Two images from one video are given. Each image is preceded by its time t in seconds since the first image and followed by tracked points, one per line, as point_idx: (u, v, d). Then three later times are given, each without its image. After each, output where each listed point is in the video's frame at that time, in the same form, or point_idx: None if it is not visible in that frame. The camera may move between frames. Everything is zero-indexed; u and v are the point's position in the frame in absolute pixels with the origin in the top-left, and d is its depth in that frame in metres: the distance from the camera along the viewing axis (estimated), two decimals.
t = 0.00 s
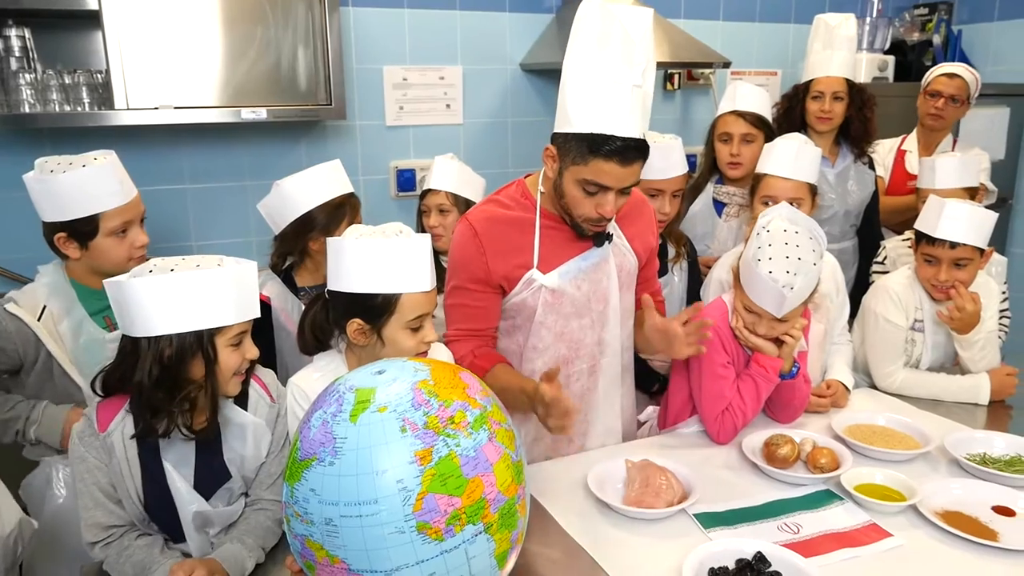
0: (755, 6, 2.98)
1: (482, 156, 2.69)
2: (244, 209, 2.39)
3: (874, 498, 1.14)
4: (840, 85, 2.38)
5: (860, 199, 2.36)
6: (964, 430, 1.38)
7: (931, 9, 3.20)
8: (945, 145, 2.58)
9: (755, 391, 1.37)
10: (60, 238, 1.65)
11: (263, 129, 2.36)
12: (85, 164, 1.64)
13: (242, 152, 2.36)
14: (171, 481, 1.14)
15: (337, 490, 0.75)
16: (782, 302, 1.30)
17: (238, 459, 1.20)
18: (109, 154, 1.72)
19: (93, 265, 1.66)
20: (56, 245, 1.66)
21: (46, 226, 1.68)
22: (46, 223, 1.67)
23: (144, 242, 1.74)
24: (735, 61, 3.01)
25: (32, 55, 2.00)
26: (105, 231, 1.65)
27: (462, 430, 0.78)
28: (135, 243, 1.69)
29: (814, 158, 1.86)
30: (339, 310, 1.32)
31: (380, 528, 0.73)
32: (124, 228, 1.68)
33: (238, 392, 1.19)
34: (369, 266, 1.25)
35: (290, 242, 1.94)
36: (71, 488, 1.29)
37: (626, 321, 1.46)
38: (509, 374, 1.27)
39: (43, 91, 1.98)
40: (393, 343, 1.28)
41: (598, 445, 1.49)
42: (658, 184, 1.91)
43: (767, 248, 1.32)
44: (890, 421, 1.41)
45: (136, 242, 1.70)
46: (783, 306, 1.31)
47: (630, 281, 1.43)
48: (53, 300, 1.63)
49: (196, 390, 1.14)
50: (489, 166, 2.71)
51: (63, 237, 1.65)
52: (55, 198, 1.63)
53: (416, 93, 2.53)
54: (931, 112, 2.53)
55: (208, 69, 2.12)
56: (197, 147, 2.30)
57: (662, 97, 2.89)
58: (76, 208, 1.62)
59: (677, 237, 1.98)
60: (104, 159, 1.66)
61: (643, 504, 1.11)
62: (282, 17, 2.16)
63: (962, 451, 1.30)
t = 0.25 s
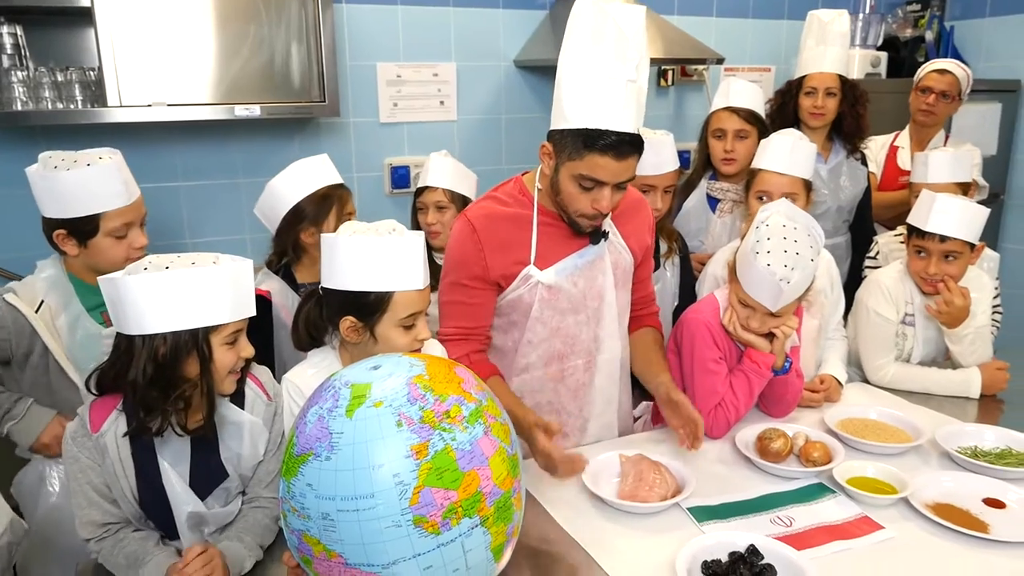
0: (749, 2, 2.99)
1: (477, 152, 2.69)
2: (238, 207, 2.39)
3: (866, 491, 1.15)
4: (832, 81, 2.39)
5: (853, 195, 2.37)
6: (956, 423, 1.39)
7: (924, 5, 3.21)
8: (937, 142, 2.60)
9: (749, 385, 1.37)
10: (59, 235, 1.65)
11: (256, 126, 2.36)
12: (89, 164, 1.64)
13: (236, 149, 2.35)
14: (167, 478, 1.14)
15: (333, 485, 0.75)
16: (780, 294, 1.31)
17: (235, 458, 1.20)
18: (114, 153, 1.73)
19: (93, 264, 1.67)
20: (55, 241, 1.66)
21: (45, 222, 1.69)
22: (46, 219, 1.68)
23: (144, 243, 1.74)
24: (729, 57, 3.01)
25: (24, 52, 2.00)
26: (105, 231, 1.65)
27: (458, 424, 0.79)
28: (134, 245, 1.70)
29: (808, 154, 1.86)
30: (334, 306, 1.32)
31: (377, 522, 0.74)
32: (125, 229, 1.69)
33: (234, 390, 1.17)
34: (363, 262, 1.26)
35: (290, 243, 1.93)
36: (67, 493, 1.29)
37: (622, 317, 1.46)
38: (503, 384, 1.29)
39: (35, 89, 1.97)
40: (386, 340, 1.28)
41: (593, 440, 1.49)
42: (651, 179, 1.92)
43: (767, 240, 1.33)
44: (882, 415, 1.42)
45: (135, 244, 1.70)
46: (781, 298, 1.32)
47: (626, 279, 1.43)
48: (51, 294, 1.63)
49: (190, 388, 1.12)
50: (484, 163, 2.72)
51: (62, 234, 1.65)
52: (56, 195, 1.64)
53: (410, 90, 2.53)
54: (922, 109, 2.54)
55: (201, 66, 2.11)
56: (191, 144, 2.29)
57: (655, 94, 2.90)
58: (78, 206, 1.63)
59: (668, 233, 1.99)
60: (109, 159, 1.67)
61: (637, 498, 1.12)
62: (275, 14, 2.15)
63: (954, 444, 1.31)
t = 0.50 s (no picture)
0: None
1: (469, 150, 2.69)
2: (230, 204, 2.39)
3: (855, 485, 1.16)
4: (822, 79, 2.41)
5: (843, 192, 2.38)
6: (944, 418, 1.40)
7: (914, 4, 3.23)
8: (927, 139, 2.60)
9: (737, 381, 1.39)
10: (63, 231, 1.64)
11: (248, 122, 2.35)
12: (102, 164, 1.64)
13: (227, 146, 2.35)
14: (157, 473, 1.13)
15: (324, 481, 0.75)
16: (773, 288, 1.33)
17: (225, 455, 1.18)
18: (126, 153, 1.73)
19: (92, 263, 1.66)
20: (57, 236, 1.65)
21: (49, 215, 1.68)
22: (50, 213, 1.67)
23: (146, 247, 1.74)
24: (720, 55, 3.02)
25: (13, 47, 1.98)
26: (111, 232, 1.66)
27: (448, 419, 0.79)
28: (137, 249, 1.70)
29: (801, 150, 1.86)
30: (324, 303, 1.32)
31: (368, 517, 0.74)
32: (131, 232, 1.69)
33: (224, 386, 1.18)
34: (352, 258, 1.26)
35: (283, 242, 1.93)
36: (58, 489, 1.29)
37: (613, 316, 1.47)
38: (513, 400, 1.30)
39: (25, 84, 1.96)
40: (375, 337, 1.29)
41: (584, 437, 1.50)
42: (642, 176, 1.92)
43: (763, 235, 1.34)
44: (870, 410, 1.43)
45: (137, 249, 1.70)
46: (773, 292, 1.33)
47: (616, 279, 1.44)
48: (45, 288, 1.63)
49: (181, 385, 1.13)
50: (476, 160, 2.72)
51: (67, 230, 1.64)
52: (64, 190, 1.63)
53: (402, 87, 2.53)
54: (913, 106, 2.56)
55: (192, 62, 2.10)
56: (182, 141, 2.29)
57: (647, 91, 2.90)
58: (87, 205, 1.63)
59: (658, 229, 1.99)
60: (122, 160, 1.67)
61: (628, 493, 1.12)
62: (266, 10, 2.15)
63: (941, 438, 1.33)
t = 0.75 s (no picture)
0: None
1: (455, 147, 2.69)
2: (214, 202, 2.37)
3: (836, 479, 1.17)
4: (805, 77, 2.42)
5: (825, 189, 2.41)
6: (924, 413, 1.42)
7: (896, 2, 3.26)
8: (910, 137, 2.62)
9: (721, 377, 1.39)
10: (59, 229, 1.62)
11: (232, 119, 2.34)
12: (109, 166, 1.64)
13: (211, 143, 2.33)
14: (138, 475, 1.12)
15: (304, 477, 0.76)
16: (756, 285, 1.34)
17: (205, 454, 1.17)
18: (126, 157, 1.73)
19: (82, 263, 1.66)
20: (52, 233, 1.63)
21: (44, 209, 1.65)
22: (45, 207, 1.64)
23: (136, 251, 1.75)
24: (705, 53, 3.04)
25: None
26: (109, 235, 1.66)
27: (428, 415, 0.79)
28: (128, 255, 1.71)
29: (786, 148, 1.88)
30: (307, 302, 1.32)
31: (348, 513, 0.74)
32: (126, 236, 1.70)
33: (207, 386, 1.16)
34: (335, 258, 1.26)
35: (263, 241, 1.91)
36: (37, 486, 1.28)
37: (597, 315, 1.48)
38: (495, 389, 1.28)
39: (5, 81, 1.94)
40: (360, 335, 1.29)
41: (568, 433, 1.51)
42: (627, 173, 1.92)
43: (745, 233, 1.34)
44: (852, 405, 1.45)
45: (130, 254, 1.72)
46: (757, 289, 1.34)
47: (602, 273, 1.45)
48: (28, 286, 1.61)
49: (160, 390, 1.11)
50: (462, 157, 2.72)
51: (63, 229, 1.62)
52: (65, 189, 1.61)
53: (387, 84, 2.52)
54: (897, 104, 2.58)
55: (176, 58, 2.09)
56: (165, 138, 2.27)
57: (632, 89, 2.91)
58: (90, 207, 1.62)
59: (641, 227, 2.01)
60: (128, 165, 1.68)
61: (612, 488, 1.13)
62: (250, 6, 2.14)
63: (921, 432, 1.34)
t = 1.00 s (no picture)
0: None
1: (444, 141, 2.69)
2: (201, 196, 2.36)
3: (823, 470, 1.18)
4: (792, 70, 2.43)
5: (814, 182, 2.43)
6: (911, 404, 1.43)
7: None
8: (898, 131, 2.64)
9: (710, 369, 1.40)
10: (47, 223, 1.62)
11: (219, 114, 2.33)
12: (104, 165, 1.64)
13: (198, 137, 2.32)
14: (129, 480, 1.11)
15: (291, 470, 0.76)
16: (747, 278, 1.34)
17: (195, 450, 1.17)
18: (122, 155, 1.73)
19: (70, 258, 1.65)
20: (40, 227, 1.63)
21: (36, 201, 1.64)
22: (37, 199, 1.63)
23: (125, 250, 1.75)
24: (693, 46, 3.04)
25: None
26: (98, 232, 1.66)
27: (415, 408, 0.79)
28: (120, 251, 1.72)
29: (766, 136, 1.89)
30: (296, 299, 1.31)
31: (335, 506, 0.74)
32: (116, 233, 1.70)
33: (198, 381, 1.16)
34: (323, 252, 1.25)
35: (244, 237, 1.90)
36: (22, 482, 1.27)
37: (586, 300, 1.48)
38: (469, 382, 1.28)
39: None
40: (350, 329, 1.29)
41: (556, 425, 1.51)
42: (615, 167, 1.93)
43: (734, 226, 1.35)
44: (839, 397, 1.45)
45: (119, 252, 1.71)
46: (745, 283, 1.35)
47: (592, 258, 1.46)
48: (19, 279, 1.62)
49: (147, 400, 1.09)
50: (451, 151, 2.71)
51: (51, 223, 1.62)
52: (57, 183, 1.60)
53: (376, 78, 2.51)
54: (886, 97, 2.59)
55: (162, 52, 2.07)
56: (151, 132, 2.25)
57: (621, 82, 2.91)
58: (85, 202, 1.61)
59: (627, 220, 2.01)
60: (123, 164, 1.69)
61: (600, 480, 1.13)
62: None
63: (906, 423, 1.36)
